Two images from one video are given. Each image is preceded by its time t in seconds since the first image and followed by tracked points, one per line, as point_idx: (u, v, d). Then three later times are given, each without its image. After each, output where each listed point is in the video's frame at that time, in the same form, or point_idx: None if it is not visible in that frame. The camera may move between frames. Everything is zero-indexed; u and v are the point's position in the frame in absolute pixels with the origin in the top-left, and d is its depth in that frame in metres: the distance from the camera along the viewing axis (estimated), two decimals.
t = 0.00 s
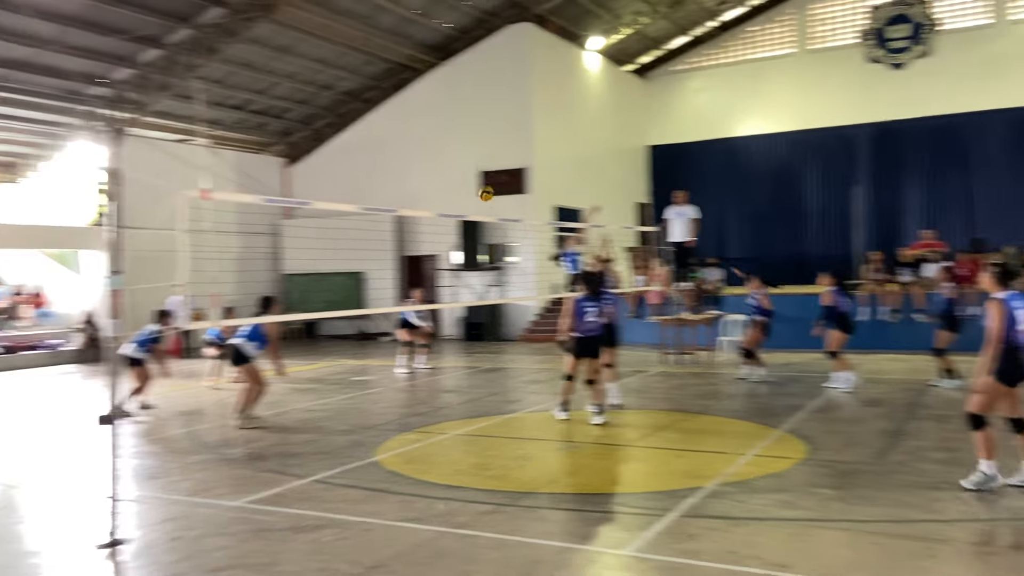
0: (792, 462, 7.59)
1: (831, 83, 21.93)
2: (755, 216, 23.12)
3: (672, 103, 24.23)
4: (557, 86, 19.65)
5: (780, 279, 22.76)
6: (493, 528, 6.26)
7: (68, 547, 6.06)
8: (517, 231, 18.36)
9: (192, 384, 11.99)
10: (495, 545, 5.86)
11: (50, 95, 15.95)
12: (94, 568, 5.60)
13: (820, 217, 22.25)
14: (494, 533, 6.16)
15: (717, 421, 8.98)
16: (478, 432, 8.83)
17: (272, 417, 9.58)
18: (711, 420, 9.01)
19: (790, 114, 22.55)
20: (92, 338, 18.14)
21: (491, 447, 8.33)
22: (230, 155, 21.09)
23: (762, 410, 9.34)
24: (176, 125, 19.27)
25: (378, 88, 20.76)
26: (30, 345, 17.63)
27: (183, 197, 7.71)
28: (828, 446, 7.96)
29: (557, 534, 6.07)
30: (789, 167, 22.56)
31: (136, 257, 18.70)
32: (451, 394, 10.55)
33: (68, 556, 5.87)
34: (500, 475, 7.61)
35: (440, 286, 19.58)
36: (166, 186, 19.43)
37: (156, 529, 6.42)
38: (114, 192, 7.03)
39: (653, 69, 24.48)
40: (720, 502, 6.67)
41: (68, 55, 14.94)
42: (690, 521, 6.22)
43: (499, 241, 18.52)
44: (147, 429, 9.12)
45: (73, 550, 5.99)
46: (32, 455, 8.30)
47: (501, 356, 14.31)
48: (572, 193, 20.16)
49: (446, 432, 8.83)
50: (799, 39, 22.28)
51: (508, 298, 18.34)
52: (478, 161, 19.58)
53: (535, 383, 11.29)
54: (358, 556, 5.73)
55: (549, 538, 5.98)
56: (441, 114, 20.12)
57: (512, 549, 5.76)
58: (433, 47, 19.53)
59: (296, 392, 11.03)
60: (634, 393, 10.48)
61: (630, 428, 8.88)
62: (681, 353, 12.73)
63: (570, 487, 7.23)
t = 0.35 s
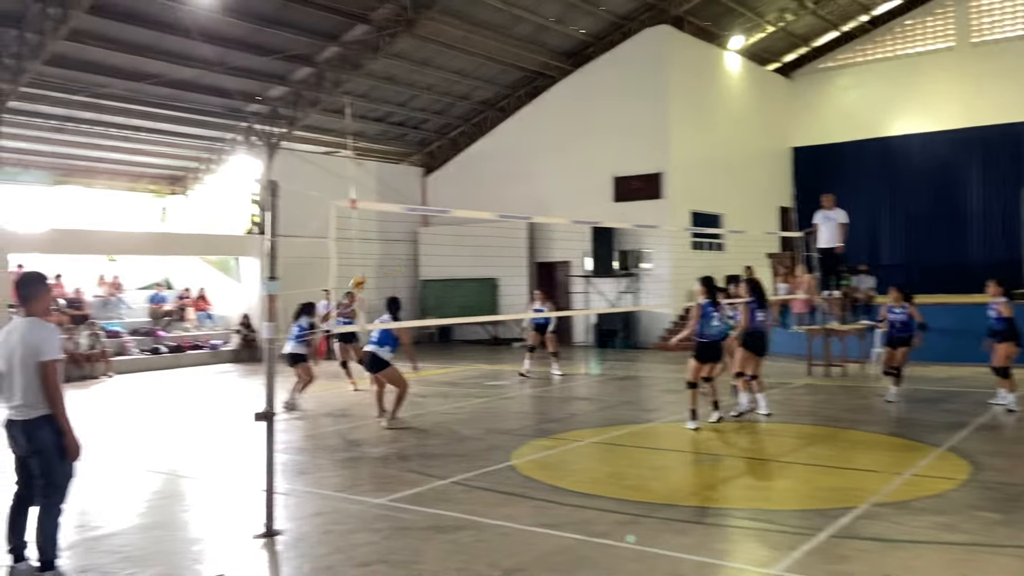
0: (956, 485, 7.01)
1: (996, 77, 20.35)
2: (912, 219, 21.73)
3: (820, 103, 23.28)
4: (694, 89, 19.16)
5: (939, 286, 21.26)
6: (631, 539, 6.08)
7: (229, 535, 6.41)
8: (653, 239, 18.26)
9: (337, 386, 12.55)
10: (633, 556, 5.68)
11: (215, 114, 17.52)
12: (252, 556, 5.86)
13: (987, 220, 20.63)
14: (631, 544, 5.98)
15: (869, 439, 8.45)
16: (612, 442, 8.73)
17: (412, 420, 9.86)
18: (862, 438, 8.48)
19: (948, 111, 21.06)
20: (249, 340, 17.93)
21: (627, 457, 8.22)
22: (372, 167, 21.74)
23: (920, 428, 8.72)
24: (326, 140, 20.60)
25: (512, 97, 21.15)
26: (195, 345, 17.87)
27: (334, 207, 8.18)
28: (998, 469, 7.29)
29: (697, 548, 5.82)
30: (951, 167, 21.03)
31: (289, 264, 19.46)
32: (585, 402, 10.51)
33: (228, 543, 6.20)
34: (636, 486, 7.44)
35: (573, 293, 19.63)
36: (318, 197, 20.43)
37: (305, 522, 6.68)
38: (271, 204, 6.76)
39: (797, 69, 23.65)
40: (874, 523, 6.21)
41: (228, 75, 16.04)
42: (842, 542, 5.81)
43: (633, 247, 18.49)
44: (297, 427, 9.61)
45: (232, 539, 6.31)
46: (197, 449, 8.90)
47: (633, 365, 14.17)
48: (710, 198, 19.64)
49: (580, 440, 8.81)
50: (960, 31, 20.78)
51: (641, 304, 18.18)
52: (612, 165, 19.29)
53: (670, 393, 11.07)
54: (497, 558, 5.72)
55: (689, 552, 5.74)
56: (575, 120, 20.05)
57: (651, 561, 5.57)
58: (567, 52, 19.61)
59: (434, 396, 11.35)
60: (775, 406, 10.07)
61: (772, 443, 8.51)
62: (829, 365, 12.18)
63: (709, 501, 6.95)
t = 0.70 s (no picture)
0: None
1: None
2: (1003, 226, 21.01)
3: (903, 105, 22.55)
4: (771, 92, 18.71)
5: None
6: (708, 550, 5.93)
7: (308, 536, 6.52)
8: (729, 245, 17.88)
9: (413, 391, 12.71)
10: (710, 568, 5.53)
11: (293, 123, 18.04)
12: (330, 557, 5.93)
13: None
14: (709, 555, 5.82)
15: (958, 453, 8.13)
16: (688, 451, 8.61)
17: (486, 426, 9.90)
18: (951, 452, 8.15)
19: None
20: (324, 344, 18.39)
21: (703, 468, 8.08)
22: (446, 173, 21.71)
23: (1016, 443, 8.33)
24: (401, 147, 21.15)
25: (586, 104, 21.12)
26: (276, 347, 18.14)
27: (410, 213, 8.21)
28: None
29: (778, 561, 5.63)
30: None
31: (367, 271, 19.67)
32: (659, 411, 10.41)
33: (307, 544, 6.30)
34: (714, 497, 7.28)
35: (646, 300, 19.46)
36: (395, 205, 20.57)
37: (381, 526, 6.74)
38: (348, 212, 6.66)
39: (880, 71, 23.00)
40: (968, 540, 5.91)
41: (307, 86, 16.44)
42: (933, 559, 5.54)
43: (708, 254, 18.25)
44: (373, 432, 9.76)
45: (312, 540, 6.39)
46: (278, 451, 9.11)
47: (706, 374, 13.98)
48: (789, 203, 19.24)
49: (654, 450, 8.71)
50: None
51: (717, 311, 17.92)
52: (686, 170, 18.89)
53: (747, 403, 10.87)
54: (571, 566, 5.65)
55: (770, 564, 5.56)
56: (647, 125, 19.71)
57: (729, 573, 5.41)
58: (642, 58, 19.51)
59: (509, 402, 11.40)
60: (858, 418, 9.77)
61: (855, 456, 8.24)
62: (915, 376, 11.78)
63: (790, 514, 6.74)
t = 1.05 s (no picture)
0: None
1: None
2: None
3: (941, 110, 22.28)
4: (805, 98, 18.54)
5: None
6: (742, 561, 5.87)
7: (342, 542, 6.55)
8: (762, 253, 17.77)
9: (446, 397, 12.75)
10: None
11: (327, 132, 18.21)
12: (364, 564, 5.95)
13: None
14: (742, 565, 5.76)
15: (997, 465, 7.97)
16: (722, 460, 8.55)
17: (520, 434, 9.91)
18: (990, 463, 8.00)
19: None
20: (357, 350, 18.41)
21: (736, 477, 8.01)
22: (478, 181, 21.80)
23: None
24: (435, 156, 21.30)
25: (618, 111, 21.13)
26: (310, 354, 18.34)
27: (442, 220, 8.22)
28: None
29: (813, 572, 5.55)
30: None
31: (400, 279, 19.78)
32: (692, 420, 10.34)
33: (341, 550, 6.33)
34: (748, 507, 7.21)
35: (679, 307, 19.36)
36: (428, 213, 20.67)
37: (414, 533, 6.76)
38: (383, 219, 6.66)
39: (917, 76, 22.77)
40: (1009, 554, 5.78)
41: (340, 95, 16.62)
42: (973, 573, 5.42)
43: (742, 261, 18.11)
44: (407, 438, 9.81)
45: (347, 547, 6.40)
46: (311, 457, 9.18)
47: (739, 382, 13.87)
48: (824, 210, 19.03)
49: (687, 458, 8.65)
50: None
51: (750, 319, 17.79)
52: (719, 177, 18.76)
53: (782, 412, 10.77)
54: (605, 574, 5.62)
55: None
56: (680, 132, 19.62)
57: None
58: (674, 65, 19.51)
59: (542, 410, 11.39)
60: (896, 428, 9.63)
61: (892, 466, 8.11)
62: (954, 385, 11.59)
63: (826, 525, 6.64)
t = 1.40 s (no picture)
0: None
1: None
2: None
3: (940, 115, 22.30)
4: (805, 102, 18.58)
5: None
6: (742, 564, 5.87)
7: (342, 546, 6.55)
8: (762, 257, 17.76)
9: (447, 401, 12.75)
10: None
11: (328, 135, 18.21)
12: (363, 568, 5.95)
13: None
14: (742, 569, 5.76)
15: (998, 469, 7.98)
16: (722, 464, 8.55)
17: (520, 437, 9.91)
18: (991, 466, 8.00)
19: None
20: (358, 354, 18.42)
21: (736, 481, 8.01)
22: (479, 185, 21.83)
23: None
24: (436, 159, 21.33)
25: (619, 115, 21.15)
26: (311, 358, 18.37)
27: (441, 224, 8.19)
28: None
29: None
30: None
31: (401, 282, 19.80)
32: (693, 423, 10.35)
33: (341, 553, 6.33)
34: (748, 510, 7.21)
35: (680, 311, 19.38)
36: (428, 216, 20.65)
37: (413, 536, 6.76)
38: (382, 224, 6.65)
39: (917, 81, 22.80)
40: (1009, 559, 5.78)
41: (342, 99, 16.64)
42: None
43: (742, 265, 18.11)
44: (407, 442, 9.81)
45: (347, 551, 6.38)
46: (312, 461, 9.18)
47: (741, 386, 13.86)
48: (825, 214, 19.06)
49: (687, 462, 8.65)
50: None
51: (752, 322, 17.82)
52: (720, 181, 18.79)
53: (782, 415, 10.76)
54: None
55: None
56: (681, 136, 19.65)
57: None
58: (675, 69, 19.49)
59: (543, 413, 11.39)
60: (896, 432, 9.64)
61: (891, 470, 8.12)
62: (955, 390, 11.58)
63: (826, 528, 6.64)
